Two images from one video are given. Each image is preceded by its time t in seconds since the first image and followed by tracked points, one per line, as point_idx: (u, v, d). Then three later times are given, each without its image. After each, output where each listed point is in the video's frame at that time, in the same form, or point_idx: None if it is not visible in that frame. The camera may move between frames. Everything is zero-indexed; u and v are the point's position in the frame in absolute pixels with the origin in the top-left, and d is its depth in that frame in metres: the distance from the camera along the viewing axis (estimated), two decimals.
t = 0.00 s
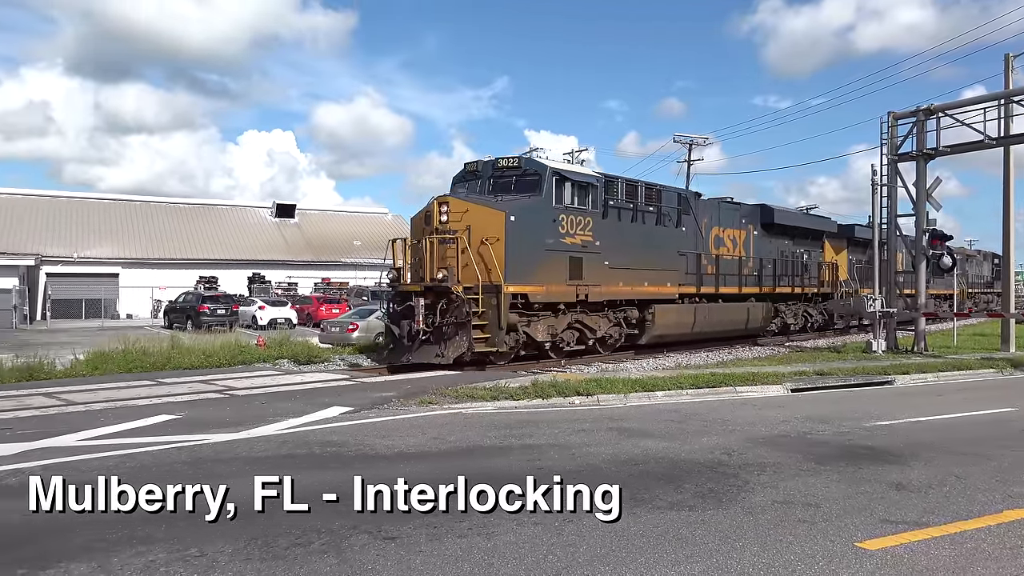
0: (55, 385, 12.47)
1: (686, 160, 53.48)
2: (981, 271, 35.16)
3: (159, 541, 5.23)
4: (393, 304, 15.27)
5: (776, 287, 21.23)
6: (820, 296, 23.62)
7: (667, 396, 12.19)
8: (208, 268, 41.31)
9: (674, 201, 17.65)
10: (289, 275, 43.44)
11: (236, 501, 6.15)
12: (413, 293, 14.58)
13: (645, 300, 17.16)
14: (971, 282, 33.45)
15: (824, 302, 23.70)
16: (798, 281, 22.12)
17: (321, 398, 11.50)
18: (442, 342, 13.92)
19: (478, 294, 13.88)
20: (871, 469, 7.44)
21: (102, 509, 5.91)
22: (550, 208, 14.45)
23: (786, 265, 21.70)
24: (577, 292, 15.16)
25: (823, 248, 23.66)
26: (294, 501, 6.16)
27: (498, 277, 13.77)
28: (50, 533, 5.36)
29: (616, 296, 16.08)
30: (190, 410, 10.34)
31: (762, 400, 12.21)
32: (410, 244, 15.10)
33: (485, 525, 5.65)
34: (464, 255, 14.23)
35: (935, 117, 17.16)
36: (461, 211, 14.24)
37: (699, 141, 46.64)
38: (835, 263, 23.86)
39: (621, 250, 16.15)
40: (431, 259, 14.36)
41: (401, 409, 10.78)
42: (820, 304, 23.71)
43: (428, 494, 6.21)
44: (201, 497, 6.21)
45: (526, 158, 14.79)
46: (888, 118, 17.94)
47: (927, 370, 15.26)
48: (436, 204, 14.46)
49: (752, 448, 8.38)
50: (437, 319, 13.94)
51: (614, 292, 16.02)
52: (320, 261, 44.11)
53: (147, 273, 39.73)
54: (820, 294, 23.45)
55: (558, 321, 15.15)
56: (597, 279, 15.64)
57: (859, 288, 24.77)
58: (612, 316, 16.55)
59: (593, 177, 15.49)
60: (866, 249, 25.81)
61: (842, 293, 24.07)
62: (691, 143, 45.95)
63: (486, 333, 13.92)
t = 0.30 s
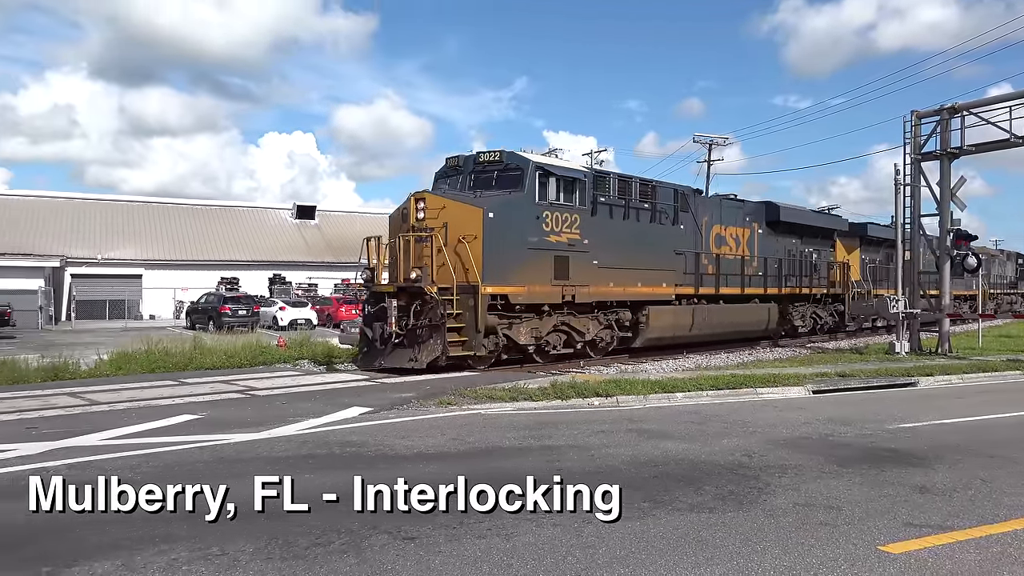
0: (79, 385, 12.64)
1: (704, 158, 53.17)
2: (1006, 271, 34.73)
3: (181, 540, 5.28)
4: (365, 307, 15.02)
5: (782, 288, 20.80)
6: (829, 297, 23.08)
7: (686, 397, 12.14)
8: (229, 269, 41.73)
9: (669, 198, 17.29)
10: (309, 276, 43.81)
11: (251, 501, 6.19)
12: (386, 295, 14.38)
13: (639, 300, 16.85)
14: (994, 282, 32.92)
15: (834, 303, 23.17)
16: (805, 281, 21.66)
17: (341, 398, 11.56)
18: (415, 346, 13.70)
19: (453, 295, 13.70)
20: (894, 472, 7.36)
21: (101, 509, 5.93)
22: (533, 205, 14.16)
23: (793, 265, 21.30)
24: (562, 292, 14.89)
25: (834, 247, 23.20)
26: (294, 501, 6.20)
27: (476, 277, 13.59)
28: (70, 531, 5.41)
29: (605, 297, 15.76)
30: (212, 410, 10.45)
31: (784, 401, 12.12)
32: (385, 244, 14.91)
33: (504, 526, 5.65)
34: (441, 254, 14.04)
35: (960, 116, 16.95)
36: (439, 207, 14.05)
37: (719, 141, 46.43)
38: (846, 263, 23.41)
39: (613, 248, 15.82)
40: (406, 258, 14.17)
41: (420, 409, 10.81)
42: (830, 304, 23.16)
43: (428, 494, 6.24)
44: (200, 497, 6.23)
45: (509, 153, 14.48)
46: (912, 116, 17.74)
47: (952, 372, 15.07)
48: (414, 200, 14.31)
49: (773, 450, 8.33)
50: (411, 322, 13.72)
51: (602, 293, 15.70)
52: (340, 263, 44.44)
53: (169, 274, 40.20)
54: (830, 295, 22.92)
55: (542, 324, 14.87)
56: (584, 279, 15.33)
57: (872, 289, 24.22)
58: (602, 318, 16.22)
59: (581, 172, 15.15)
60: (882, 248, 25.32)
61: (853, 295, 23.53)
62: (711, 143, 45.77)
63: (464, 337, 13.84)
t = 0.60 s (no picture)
0: (101, 385, 12.78)
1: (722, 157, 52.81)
2: None
3: (201, 539, 5.32)
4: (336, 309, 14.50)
5: (783, 288, 20.23)
6: (836, 298, 22.48)
7: (704, 398, 12.09)
8: (249, 271, 42.07)
9: (660, 195, 16.71)
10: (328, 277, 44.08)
11: (266, 501, 6.22)
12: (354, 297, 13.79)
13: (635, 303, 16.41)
14: (1018, 282, 32.47)
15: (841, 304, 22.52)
16: (809, 281, 21.10)
17: (358, 399, 11.61)
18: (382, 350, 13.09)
19: (421, 296, 13.08)
20: (915, 474, 7.28)
21: (102, 509, 5.96)
22: (509, 200, 13.59)
23: (798, 264, 20.76)
24: (543, 293, 14.29)
25: (842, 245, 22.74)
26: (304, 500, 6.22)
27: (447, 275, 13.05)
28: (89, 531, 5.46)
29: (590, 298, 15.16)
30: (231, 410, 10.53)
31: (802, 403, 12.03)
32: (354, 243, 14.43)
33: (522, 527, 5.65)
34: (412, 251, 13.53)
35: (982, 115, 16.74)
36: (409, 203, 13.55)
37: (737, 142, 46.22)
38: (855, 262, 22.92)
39: (599, 246, 15.25)
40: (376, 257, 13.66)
41: (438, 410, 10.83)
42: (837, 305, 22.50)
43: (427, 494, 6.25)
44: (201, 497, 6.26)
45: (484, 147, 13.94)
46: (933, 115, 17.56)
47: (974, 373, 14.89)
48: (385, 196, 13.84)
49: (792, 452, 8.27)
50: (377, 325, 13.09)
51: (587, 293, 15.08)
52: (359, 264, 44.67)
53: (189, 275, 40.60)
54: (836, 295, 22.24)
55: (521, 326, 14.26)
56: (568, 279, 14.74)
57: (882, 290, 23.68)
58: (588, 321, 15.58)
59: (564, 166, 14.57)
60: (893, 247, 24.94)
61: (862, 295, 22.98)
62: (729, 143, 45.58)
63: (434, 340, 13.26)
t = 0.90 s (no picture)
0: (122, 385, 12.91)
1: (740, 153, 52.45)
2: None
3: (220, 539, 5.35)
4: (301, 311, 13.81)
5: (784, 288, 19.54)
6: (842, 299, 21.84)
7: (722, 400, 12.02)
8: (268, 272, 42.37)
9: (650, 190, 16.09)
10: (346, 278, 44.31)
11: (280, 501, 6.24)
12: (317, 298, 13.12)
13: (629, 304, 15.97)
14: None
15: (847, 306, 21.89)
16: (812, 282, 20.46)
17: (376, 399, 11.65)
18: (343, 354, 12.39)
19: (383, 296, 12.40)
20: (937, 477, 7.20)
21: (109, 509, 6.01)
22: (481, 196, 12.96)
23: (800, 264, 20.12)
24: (520, 294, 13.63)
25: (850, 244, 22.14)
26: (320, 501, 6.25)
27: (412, 276, 12.42)
28: (110, 530, 5.51)
29: (572, 299, 14.48)
30: (250, 410, 10.60)
31: (822, 405, 11.92)
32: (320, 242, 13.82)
33: (538, 528, 5.64)
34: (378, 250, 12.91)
35: (1004, 113, 16.53)
36: (374, 199, 12.90)
37: (756, 141, 46.00)
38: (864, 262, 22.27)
39: (582, 245, 14.61)
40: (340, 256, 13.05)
41: (455, 411, 10.85)
42: (843, 307, 21.88)
43: (439, 496, 6.28)
44: (201, 497, 6.30)
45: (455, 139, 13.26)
46: (954, 114, 17.36)
47: (997, 375, 14.69)
48: (351, 191, 13.23)
49: (811, 454, 8.20)
50: (338, 327, 12.40)
51: (568, 294, 14.40)
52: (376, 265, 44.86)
53: (209, 276, 40.95)
54: (842, 296, 21.60)
55: (495, 329, 13.63)
56: (546, 279, 14.07)
57: (891, 290, 23.03)
58: (571, 323, 14.95)
59: (544, 160, 13.92)
60: (903, 246, 24.49)
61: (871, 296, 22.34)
62: (749, 143, 45.34)
63: (399, 344, 12.58)
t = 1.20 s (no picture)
0: (146, 386, 13.05)
1: (761, 150, 52.01)
2: None
3: (242, 539, 5.40)
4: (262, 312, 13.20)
5: (786, 290, 18.74)
6: (849, 301, 21.21)
7: (743, 402, 11.93)
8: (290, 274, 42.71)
9: (639, 187, 15.52)
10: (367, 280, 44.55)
11: (300, 502, 6.28)
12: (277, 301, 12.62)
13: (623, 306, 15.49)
14: None
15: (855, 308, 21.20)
16: (818, 283, 19.73)
17: (395, 401, 11.68)
18: (301, 359, 11.83)
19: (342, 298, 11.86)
20: (962, 481, 7.10)
21: (132, 509, 6.06)
22: (451, 192, 12.39)
23: (804, 263, 19.37)
24: (494, 296, 13.05)
25: (860, 244, 21.57)
26: (340, 502, 6.28)
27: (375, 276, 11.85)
28: (135, 529, 5.57)
29: (551, 301, 13.89)
30: (271, 412, 10.67)
31: (844, 408, 11.80)
32: (281, 242, 13.34)
33: (558, 530, 5.63)
34: (342, 249, 12.36)
35: None
36: (337, 195, 12.35)
37: (777, 141, 45.74)
38: (875, 262, 21.67)
39: (563, 243, 14.03)
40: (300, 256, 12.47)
41: (474, 412, 10.86)
42: (850, 310, 21.18)
43: (458, 500, 6.29)
44: (229, 499, 6.34)
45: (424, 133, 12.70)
46: (979, 113, 17.14)
47: None
48: (315, 188, 12.69)
49: (833, 457, 8.12)
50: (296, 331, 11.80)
51: (547, 296, 13.81)
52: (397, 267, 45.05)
53: (232, 278, 41.33)
54: (849, 299, 20.96)
55: (467, 332, 13.02)
56: (523, 280, 13.48)
57: (904, 292, 22.41)
58: (552, 327, 14.36)
59: (520, 156, 13.36)
60: (916, 245, 24.03)
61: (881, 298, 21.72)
62: (770, 143, 45.07)
63: (361, 348, 11.95)
